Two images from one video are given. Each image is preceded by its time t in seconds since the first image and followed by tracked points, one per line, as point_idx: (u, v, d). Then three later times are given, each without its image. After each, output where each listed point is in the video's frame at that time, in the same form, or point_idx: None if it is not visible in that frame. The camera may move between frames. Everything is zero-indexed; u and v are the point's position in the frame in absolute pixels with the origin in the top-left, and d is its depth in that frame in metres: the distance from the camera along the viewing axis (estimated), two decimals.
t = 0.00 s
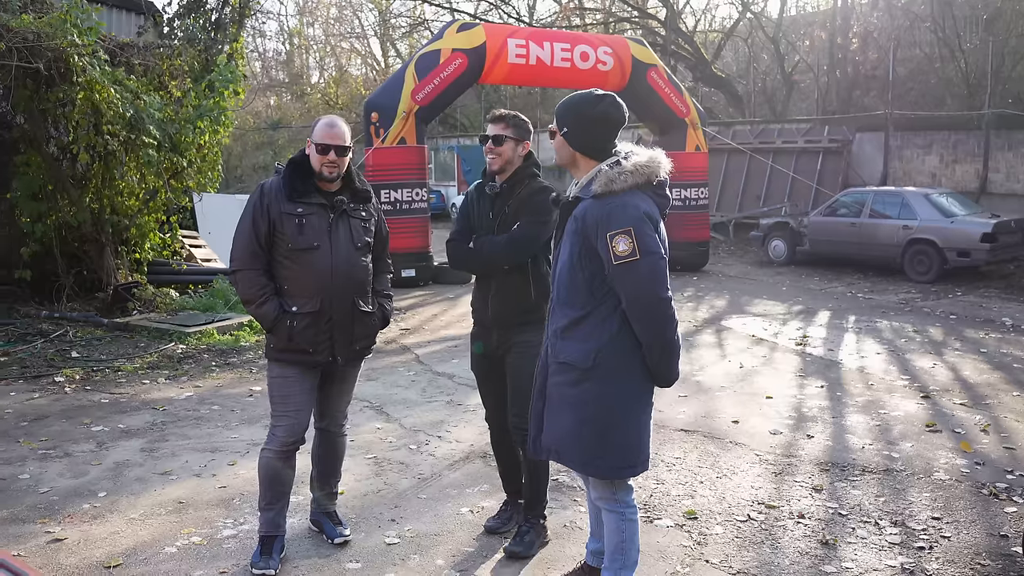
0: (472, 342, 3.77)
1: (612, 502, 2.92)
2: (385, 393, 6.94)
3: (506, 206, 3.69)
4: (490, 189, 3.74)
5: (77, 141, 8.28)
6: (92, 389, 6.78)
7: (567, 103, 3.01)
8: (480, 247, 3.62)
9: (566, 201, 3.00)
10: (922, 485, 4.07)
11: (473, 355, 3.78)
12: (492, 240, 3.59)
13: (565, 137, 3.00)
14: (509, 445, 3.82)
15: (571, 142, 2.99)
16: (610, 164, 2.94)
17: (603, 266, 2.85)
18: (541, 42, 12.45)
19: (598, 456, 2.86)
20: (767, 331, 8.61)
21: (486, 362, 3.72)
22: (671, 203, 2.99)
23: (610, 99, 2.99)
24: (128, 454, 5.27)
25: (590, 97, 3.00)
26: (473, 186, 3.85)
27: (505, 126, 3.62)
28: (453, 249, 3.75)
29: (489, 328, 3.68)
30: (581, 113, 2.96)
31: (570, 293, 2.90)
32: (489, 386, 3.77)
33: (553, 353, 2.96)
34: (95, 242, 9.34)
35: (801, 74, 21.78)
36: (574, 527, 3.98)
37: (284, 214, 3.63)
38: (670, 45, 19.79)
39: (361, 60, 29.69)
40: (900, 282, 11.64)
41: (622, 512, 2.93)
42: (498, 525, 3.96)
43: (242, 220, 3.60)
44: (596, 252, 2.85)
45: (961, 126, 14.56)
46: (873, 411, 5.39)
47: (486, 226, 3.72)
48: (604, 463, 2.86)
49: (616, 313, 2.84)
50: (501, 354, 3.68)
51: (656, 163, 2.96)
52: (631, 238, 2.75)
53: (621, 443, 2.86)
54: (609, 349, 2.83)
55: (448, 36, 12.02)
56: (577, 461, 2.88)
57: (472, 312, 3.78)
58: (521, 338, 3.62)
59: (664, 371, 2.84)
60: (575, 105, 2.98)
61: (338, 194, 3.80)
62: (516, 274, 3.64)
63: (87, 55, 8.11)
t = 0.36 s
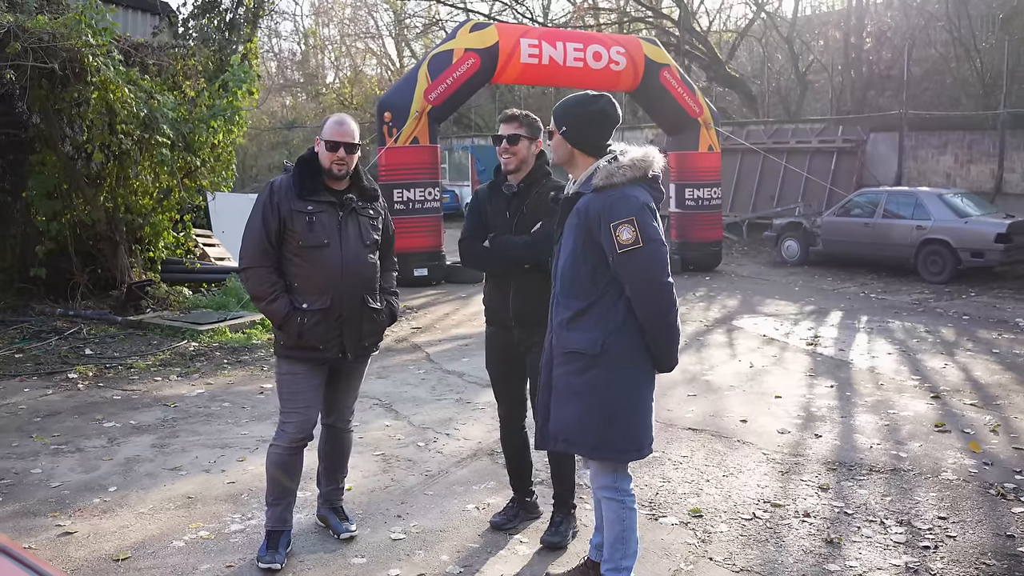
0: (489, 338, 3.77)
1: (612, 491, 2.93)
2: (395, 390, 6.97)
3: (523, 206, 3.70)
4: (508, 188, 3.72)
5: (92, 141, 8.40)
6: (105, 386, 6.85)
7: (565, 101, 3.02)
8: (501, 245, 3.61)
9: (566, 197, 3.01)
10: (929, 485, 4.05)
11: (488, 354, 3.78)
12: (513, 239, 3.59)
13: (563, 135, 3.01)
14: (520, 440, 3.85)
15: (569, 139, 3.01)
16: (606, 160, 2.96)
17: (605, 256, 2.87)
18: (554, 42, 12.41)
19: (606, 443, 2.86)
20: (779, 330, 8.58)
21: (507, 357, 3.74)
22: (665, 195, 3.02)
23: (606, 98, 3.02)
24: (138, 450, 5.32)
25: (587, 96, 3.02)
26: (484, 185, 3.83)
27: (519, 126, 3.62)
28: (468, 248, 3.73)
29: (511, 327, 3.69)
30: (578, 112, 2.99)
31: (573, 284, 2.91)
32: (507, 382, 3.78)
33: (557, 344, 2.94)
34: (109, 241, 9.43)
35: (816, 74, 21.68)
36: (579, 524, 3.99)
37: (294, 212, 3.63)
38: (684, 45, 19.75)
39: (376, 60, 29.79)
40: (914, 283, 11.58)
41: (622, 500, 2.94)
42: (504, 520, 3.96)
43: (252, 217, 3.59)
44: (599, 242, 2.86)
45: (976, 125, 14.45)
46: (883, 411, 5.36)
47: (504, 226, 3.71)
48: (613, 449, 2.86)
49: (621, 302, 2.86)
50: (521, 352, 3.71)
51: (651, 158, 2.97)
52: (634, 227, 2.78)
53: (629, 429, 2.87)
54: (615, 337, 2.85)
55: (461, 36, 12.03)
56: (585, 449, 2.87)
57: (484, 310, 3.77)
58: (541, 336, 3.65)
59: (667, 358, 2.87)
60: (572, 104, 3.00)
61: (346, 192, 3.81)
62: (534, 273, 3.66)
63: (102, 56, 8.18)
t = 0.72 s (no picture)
0: (506, 337, 3.77)
1: (623, 483, 2.95)
2: (404, 387, 7.00)
3: (545, 204, 3.71)
4: (530, 186, 3.73)
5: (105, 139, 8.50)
6: (116, 381, 6.92)
7: (572, 97, 3.03)
8: (522, 243, 3.60)
9: (571, 192, 3.02)
10: (935, 482, 4.04)
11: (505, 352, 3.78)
12: (535, 238, 3.58)
13: (569, 129, 3.02)
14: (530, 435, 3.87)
15: (575, 133, 3.02)
16: (611, 156, 2.97)
17: (609, 250, 2.88)
18: (565, 41, 12.40)
19: (606, 436, 2.87)
20: (788, 329, 8.57)
21: (524, 358, 3.72)
22: (669, 190, 3.03)
23: (613, 95, 3.04)
24: (148, 444, 5.38)
25: (594, 92, 3.03)
26: (508, 183, 3.84)
27: (543, 124, 3.66)
28: (488, 245, 3.72)
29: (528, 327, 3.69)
30: (585, 106, 3.00)
31: (576, 277, 2.92)
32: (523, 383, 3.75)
33: (559, 338, 2.96)
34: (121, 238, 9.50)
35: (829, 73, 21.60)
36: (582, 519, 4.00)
37: (302, 207, 3.65)
38: (696, 44, 19.71)
39: (389, 60, 29.86)
40: (925, 282, 11.52)
41: (632, 492, 2.96)
42: (509, 515, 3.98)
43: (260, 212, 3.61)
44: (602, 237, 2.87)
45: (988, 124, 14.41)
46: (890, 408, 5.35)
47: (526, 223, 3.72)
48: (613, 443, 2.87)
49: (623, 296, 2.87)
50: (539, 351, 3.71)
51: (656, 154, 2.98)
52: (638, 222, 2.79)
53: (629, 423, 2.88)
54: (617, 331, 2.86)
55: (471, 35, 12.03)
56: (585, 441, 2.88)
57: (502, 308, 3.77)
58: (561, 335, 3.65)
59: (669, 353, 2.88)
60: (578, 100, 3.01)
61: (354, 188, 3.83)
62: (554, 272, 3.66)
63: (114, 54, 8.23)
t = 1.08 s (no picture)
0: (517, 338, 3.80)
1: (624, 481, 2.96)
2: (412, 384, 7.05)
3: (555, 203, 3.70)
4: (544, 184, 3.74)
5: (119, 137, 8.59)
6: (128, 376, 7.00)
7: (576, 95, 3.05)
8: (527, 244, 3.63)
9: (576, 189, 3.05)
10: (939, 480, 4.04)
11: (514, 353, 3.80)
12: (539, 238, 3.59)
13: (573, 128, 3.04)
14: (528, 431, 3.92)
15: (579, 132, 3.03)
16: (616, 154, 2.99)
17: (610, 251, 2.90)
18: (576, 41, 12.41)
19: (605, 435, 2.89)
20: (798, 328, 8.56)
21: (526, 359, 3.76)
22: (674, 190, 3.04)
23: (617, 92, 3.05)
24: (158, 438, 5.44)
25: (598, 91, 3.05)
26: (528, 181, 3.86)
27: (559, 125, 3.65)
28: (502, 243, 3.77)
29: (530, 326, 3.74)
30: (589, 105, 3.02)
31: (578, 277, 2.95)
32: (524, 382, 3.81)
33: (561, 336, 2.99)
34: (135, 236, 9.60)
35: (842, 72, 21.51)
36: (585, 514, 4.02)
37: (307, 204, 3.69)
38: (708, 43, 19.67)
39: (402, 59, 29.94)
40: (936, 282, 11.48)
41: (633, 490, 2.96)
42: (512, 510, 4.01)
43: (265, 210, 3.65)
44: (603, 237, 2.89)
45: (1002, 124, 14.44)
46: (897, 407, 5.35)
47: (539, 223, 3.73)
48: (612, 442, 2.89)
49: (623, 296, 2.89)
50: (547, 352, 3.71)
51: (660, 153, 3.00)
52: (638, 223, 2.80)
53: (628, 422, 2.90)
54: (617, 330, 2.88)
55: (482, 34, 12.05)
56: (584, 440, 2.91)
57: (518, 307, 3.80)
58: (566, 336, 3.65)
59: (669, 353, 2.89)
60: (582, 98, 3.03)
61: (359, 185, 3.86)
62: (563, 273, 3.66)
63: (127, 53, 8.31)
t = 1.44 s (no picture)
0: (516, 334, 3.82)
1: (629, 477, 2.96)
2: (422, 381, 7.09)
3: (558, 202, 3.74)
4: (547, 182, 3.77)
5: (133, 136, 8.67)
6: (141, 373, 7.08)
7: (578, 95, 3.07)
8: (531, 243, 3.68)
9: (580, 189, 3.08)
10: (946, 478, 4.05)
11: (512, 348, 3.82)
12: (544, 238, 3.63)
13: (575, 129, 3.07)
14: (519, 428, 3.91)
15: (582, 133, 3.07)
16: (618, 154, 3.01)
17: (613, 250, 2.92)
18: (587, 39, 12.42)
19: (610, 432, 2.91)
20: (808, 326, 8.55)
21: (528, 357, 3.76)
22: (677, 188, 3.06)
23: (619, 91, 3.08)
24: (170, 433, 5.50)
25: (599, 90, 3.07)
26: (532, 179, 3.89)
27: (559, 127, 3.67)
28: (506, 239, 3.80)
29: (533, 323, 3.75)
30: (592, 106, 3.04)
31: (582, 276, 2.98)
32: (523, 379, 3.80)
33: (567, 335, 3.02)
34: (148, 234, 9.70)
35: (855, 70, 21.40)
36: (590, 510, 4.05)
37: (316, 203, 3.73)
38: (720, 42, 19.62)
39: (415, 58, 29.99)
40: (948, 281, 11.42)
41: (638, 486, 2.97)
42: (478, 511, 3.97)
43: (275, 210, 3.70)
44: (606, 236, 2.92)
45: (1015, 123, 14.33)
46: (905, 406, 5.35)
47: (542, 221, 3.76)
48: (617, 440, 2.90)
49: (627, 295, 2.91)
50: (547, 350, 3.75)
51: (663, 151, 3.02)
52: (639, 223, 2.82)
53: (633, 420, 2.91)
54: (620, 329, 2.89)
55: (494, 33, 12.07)
56: (589, 438, 2.93)
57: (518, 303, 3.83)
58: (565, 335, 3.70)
59: (672, 351, 2.90)
60: (584, 98, 3.05)
61: (367, 183, 3.90)
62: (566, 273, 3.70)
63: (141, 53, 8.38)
